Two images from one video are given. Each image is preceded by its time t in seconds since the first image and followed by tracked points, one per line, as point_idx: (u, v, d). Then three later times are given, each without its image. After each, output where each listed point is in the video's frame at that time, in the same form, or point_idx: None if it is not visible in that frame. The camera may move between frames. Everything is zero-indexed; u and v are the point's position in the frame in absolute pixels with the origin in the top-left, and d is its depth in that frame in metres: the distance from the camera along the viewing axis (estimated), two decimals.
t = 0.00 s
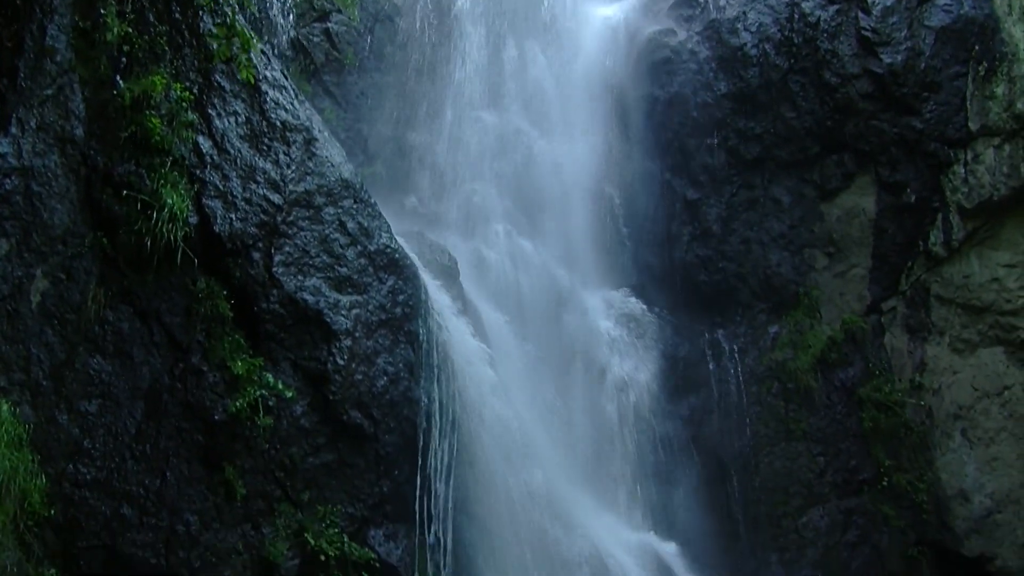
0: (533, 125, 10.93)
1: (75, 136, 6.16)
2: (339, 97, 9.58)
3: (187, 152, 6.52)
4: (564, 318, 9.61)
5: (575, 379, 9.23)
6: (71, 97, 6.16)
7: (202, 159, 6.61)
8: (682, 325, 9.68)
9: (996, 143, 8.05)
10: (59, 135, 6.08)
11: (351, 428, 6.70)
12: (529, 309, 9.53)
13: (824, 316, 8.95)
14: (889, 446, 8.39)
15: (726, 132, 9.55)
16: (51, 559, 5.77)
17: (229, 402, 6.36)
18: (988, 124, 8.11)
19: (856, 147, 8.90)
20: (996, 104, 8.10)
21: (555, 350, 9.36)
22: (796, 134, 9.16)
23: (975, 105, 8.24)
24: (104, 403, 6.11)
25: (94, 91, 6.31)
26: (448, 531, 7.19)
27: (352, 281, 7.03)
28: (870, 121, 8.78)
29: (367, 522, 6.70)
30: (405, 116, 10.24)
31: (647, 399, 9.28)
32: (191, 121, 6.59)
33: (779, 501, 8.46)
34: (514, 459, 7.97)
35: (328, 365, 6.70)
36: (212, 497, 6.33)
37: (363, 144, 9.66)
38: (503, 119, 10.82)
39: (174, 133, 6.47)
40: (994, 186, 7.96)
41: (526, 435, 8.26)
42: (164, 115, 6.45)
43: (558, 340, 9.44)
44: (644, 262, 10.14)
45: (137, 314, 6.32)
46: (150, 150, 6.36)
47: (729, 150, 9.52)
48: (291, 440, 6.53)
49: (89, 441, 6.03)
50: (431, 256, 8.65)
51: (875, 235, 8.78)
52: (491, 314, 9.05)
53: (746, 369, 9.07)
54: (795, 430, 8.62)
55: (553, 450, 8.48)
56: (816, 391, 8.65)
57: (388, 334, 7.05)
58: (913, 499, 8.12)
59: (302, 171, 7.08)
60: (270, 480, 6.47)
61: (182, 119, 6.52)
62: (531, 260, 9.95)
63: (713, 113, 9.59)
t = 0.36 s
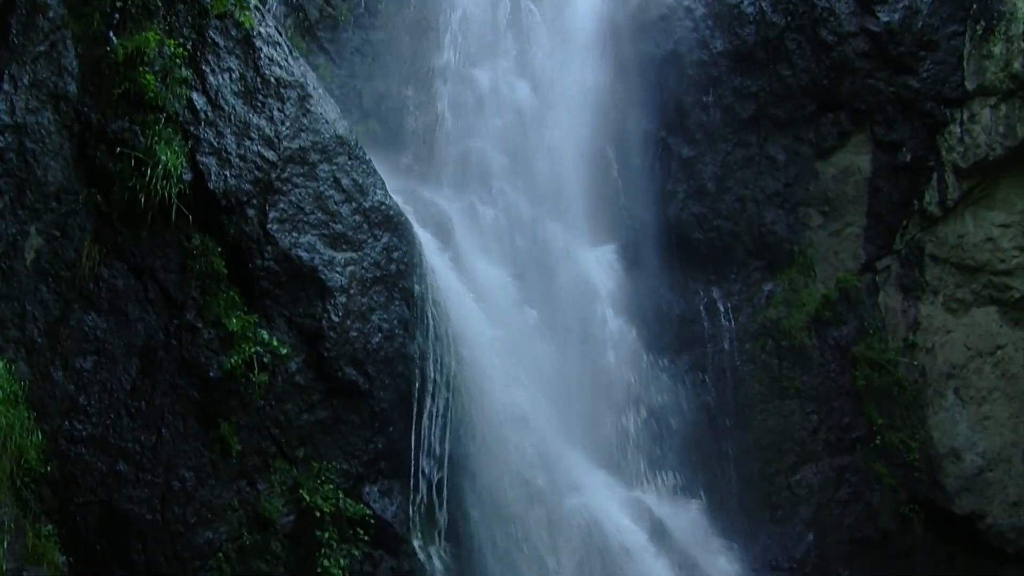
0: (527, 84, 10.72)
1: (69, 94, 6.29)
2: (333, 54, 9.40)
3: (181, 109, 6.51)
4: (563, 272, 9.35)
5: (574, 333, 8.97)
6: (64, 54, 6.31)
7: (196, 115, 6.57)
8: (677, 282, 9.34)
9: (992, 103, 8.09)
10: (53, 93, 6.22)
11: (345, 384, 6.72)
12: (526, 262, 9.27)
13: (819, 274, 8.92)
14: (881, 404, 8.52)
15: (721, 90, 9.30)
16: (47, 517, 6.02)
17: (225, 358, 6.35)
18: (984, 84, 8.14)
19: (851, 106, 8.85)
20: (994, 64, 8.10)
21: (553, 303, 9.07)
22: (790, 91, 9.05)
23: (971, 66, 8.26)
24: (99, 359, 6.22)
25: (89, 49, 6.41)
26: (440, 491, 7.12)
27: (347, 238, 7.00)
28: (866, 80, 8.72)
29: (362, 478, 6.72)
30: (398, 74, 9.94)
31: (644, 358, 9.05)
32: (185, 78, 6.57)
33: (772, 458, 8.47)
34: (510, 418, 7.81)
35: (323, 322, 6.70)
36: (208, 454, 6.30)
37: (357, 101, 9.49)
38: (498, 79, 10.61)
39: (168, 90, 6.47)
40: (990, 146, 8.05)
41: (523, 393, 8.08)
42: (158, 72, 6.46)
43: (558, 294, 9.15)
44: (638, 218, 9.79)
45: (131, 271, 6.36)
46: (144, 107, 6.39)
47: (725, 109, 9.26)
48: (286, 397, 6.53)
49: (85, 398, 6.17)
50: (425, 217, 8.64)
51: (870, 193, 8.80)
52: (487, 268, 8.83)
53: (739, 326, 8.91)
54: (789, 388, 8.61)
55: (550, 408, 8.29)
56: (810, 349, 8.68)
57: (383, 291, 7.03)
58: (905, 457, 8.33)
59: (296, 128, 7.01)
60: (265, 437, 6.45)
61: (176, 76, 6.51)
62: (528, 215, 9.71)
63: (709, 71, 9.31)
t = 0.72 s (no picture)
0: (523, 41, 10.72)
1: (63, 52, 6.14)
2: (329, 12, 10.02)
3: (176, 67, 6.41)
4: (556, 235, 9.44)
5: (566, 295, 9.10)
6: (56, 11, 6.16)
7: (191, 73, 6.49)
8: (671, 242, 9.37)
9: (990, 63, 7.75)
10: (45, 51, 6.07)
11: (342, 342, 6.71)
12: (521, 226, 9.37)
13: (815, 234, 8.64)
14: (877, 362, 8.10)
15: (717, 49, 9.18)
16: (44, 475, 5.87)
17: (220, 317, 6.30)
18: (981, 44, 7.80)
19: (848, 66, 8.56)
20: (991, 24, 7.76)
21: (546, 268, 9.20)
22: (786, 50, 8.78)
23: (969, 26, 7.90)
24: (95, 318, 6.09)
25: (81, 6, 6.24)
26: (438, 446, 7.17)
27: (343, 195, 6.97)
28: (863, 40, 8.42)
29: (357, 436, 6.72)
30: (394, 31, 10.37)
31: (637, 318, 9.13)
32: (179, 35, 6.47)
33: (766, 416, 8.29)
34: (505, 376, 7.90)
35: (318, 280, 6.68)
36: (204, 412, 6.25)
37: (353, 58, 9.94)
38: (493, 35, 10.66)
39: (162, 47, 6.36)
40: (987, 106, 7.73)
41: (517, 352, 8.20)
42: (152, 29, 6.34)
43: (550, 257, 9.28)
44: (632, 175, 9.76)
45: (126, 229, 6.24)
46: (137, 66, 6.26)
47: (721, 67, 9.15)
48: (282, 354, 6.52)
49: (81, 356, 6.02)
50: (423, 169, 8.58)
51: (866, 153, 8.46)
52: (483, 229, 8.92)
53: (733, 287, 8.80)
54: (783, 347, 8.36)
55: (544, 368, 8.41)
56: (804, 309, 8.38)
57: (378, 249, 7.02)
58: (899, 416, 7.89)
59: (291, 86, 6.98)
60: (261, 394, 6.44)
61: (170, 33, 6.41)
62: (524, 176, 9.72)
63: (704, 30, 9.22)
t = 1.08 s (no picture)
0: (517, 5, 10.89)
1: (51, 9, 6.02)
2: None
3: (166, 24, 6.40)
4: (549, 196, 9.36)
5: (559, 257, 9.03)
6: None
7: (181, 30, 6.47)
8: (664, 199, 9.11)
9: (983, 24, 7.71)
10: (33, 7, 5.94)
11: (333, 300, 6.72)
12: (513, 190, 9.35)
13: (806, 192, 8.55)
14: (866, 322, 8.11)
15: (711, 8, 9.02)
16: (36, 433, 5.73)
17: (211, 274, 6.31)
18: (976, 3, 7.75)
19: (843, 25, 8.44)
20: None
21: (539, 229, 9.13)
22: (781, 9, 8.65)
23: None
24: (86, 277, 6.01)
25: None
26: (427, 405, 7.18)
27: (334, 153, 6.96)
28: None
29: (349, 394, 6.71)
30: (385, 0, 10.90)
31: (628, 278, 8.98)
32: None
33: (757, 376, 8.22)
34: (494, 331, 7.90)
35: (309, 237, 6.67)
36: (195, 369, 6.27)
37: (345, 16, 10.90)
38: None
39: (152, 4, 6.34)
40: (981, 67, 7.70)
41: (508, 313, 8.21)
42: None
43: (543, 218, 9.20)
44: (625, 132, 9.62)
45: (116, 187, 6.20)
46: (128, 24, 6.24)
47: (714, 26, 9.00)
48: (274, 312, 6.53)
49: (72, 315, 5.94)
50: (414, 131, 8.59)
51: (859, 112, 8.39)
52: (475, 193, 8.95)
53: (725, 242, 8.67)
54: (774, 305, 8.33)
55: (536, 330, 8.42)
56: (795, 268, 8.36)
57: (369, 207, 7.02)
58: (888, 375, 7.93)
59: (282, 43, 6.94)
60: (252, 351, 6.45)
61: None
62: (516, 145, 9.78)
63: None
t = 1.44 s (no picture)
0: None
1: None
2: None
3: None
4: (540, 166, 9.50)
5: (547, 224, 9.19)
6: None
7: None
8: (657, 159, 9.20)
9: None
10: None
11: (325, 260, 6.73)
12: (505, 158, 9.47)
13: (799, 154, 8.55)
14: (857, 283, 8.12)
15: None
16: (29, 394, 5.49)
17: (203, 234, 6.24)
18: None
19: None
20: None
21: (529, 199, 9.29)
22: None
23: None
24: (78, 237, 5.85)
25: None
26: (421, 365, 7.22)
27: (326, 112, 6.95)
28: None
29: (341, 353, 6.71)
30: None
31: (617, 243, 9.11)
32: None
33: (748, 337, 8.32)
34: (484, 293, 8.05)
35: (301, 197, 6.67)
36: (188, 329, 6.17)
37: None
38: None
39: None
40: (975, 28, 7.62)
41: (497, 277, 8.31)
42: None
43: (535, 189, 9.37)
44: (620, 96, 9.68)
45: (107, 146, 6.08)
46: None
47: None
48: (265, 272, 6.51)
49: (64, 275, 5.76)
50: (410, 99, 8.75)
51: (852, 74, 8.43)
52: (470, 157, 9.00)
53: (717, 204, 8.72)
54: (767, 267, 8.37)
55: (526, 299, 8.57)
56: (787, 229, 8.38)
57: (362, 165, 7.01)
58: (879, 337, 7.95)
59: (273, 3, 6.97)
60: (244, 312, 6.40)
61: None
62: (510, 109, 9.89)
63: None
